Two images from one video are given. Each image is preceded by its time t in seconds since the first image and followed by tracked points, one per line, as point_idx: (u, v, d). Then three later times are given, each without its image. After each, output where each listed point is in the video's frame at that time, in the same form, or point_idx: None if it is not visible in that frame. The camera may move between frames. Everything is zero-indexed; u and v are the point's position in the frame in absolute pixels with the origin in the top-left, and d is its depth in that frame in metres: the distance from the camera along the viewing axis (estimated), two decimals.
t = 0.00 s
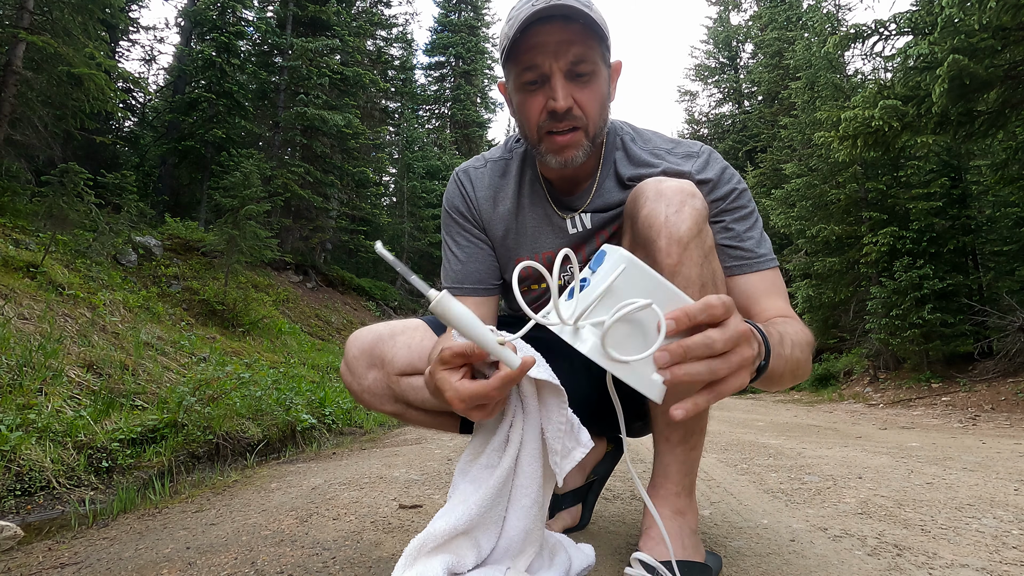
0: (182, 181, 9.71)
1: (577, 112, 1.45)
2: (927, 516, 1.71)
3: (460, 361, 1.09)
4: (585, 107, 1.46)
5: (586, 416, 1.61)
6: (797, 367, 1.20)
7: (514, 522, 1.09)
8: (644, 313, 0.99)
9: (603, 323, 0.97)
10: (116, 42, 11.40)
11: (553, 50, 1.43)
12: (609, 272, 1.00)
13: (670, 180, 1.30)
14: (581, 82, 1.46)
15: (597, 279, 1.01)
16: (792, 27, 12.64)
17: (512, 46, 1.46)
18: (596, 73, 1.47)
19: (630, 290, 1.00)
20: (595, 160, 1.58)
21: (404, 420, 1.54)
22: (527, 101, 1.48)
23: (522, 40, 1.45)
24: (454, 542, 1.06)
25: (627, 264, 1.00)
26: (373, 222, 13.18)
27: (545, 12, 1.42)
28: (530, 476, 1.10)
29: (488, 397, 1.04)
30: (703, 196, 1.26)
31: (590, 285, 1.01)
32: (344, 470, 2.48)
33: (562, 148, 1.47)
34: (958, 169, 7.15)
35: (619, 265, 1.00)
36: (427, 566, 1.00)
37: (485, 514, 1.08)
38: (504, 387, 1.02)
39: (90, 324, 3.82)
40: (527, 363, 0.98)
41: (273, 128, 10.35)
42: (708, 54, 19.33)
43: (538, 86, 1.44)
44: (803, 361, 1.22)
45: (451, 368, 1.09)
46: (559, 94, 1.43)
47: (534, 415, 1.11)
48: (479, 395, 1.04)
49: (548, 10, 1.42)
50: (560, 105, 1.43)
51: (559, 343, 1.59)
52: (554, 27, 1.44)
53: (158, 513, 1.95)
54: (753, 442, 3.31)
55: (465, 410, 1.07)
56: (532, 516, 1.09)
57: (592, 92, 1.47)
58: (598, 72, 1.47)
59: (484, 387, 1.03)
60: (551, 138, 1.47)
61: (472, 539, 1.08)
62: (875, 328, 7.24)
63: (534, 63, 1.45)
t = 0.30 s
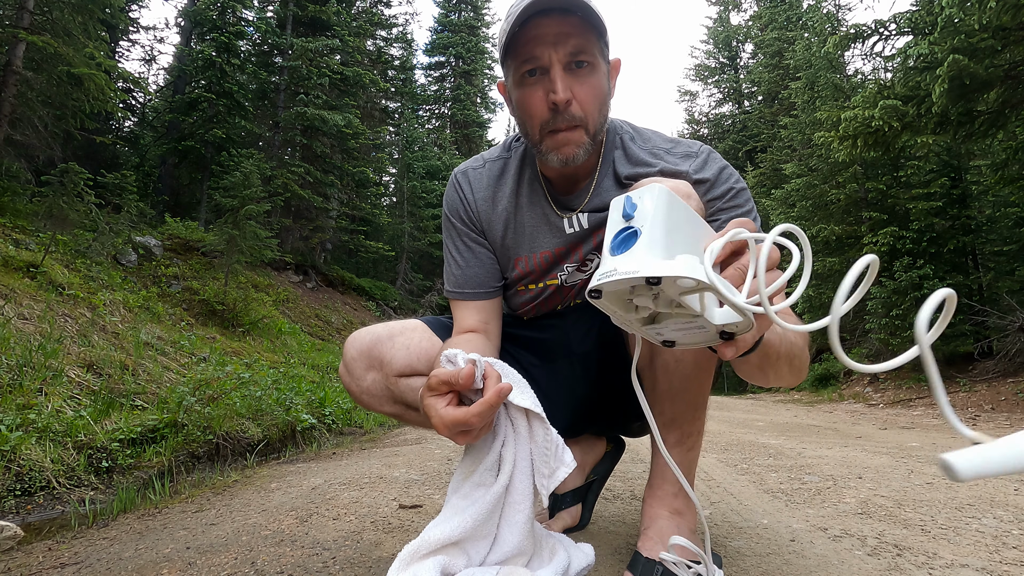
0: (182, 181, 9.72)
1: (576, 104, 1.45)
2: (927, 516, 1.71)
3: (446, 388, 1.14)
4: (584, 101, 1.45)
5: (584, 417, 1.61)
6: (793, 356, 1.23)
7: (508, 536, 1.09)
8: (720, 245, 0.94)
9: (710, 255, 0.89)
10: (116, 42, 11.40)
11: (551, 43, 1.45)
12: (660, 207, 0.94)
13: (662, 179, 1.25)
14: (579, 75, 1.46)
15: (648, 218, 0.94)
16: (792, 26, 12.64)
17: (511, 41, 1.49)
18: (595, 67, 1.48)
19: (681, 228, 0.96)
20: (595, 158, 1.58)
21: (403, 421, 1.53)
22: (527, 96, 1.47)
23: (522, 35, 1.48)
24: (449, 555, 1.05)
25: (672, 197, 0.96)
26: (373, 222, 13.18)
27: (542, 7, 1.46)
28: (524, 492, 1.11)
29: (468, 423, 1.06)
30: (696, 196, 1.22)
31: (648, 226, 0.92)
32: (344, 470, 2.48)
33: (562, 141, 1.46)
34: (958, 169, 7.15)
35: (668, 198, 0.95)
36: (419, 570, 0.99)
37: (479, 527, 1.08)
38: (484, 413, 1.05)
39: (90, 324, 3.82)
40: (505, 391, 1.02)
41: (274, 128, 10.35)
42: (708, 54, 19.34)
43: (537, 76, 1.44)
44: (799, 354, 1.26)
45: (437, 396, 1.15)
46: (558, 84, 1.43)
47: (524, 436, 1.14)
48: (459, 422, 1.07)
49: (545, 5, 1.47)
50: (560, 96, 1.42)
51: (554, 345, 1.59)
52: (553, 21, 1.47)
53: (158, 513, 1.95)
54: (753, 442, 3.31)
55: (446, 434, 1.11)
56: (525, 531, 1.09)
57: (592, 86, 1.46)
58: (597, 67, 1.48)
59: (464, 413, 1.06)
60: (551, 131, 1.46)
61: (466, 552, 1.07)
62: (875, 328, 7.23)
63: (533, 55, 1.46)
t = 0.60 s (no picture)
0: (182, 181, 9.73)
1: (576, 106, 1.45)
2: (927, 516, 1.71)
3: (446, 391, 1.13)
4: (584, 102, 1.45)
5: (584, 417, 1.61)
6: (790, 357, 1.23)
7: (508, 540, 1.09)
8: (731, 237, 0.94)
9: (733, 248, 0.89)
10: (116, 42, 11.40)
11: (551, 43, 1.45)
12: (668, 208, 0.95)
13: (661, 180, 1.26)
14: (579, 76, 1.46)
15: (660, 219, 0.94)
16: (792, 26, 12.64)
17: (510, 42, 1.49)
18: (595, 68, 1.48)
19: (689, 226, 0.97)
20: (595, 160, 1.58)
21: (403, 420, 1.53)
22: (526, 98, 1.48)
23: (521, 37, 1.48)
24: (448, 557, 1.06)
25: (675, 196, 0.98)
26: (373, 222, 13.18)
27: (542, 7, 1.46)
28: (523, 497, 1.11)
29: (468, 426, 1.07)
30: (693, 196, 1.21)
31: (658, 224, 0.94)
32: (343, 470, 2.48)
33: (562, 144, 1.46)
34: (958, 169, 7.15)
35: (673, 199, 0.97)
36: (418, 570, 0.99)
37: (479, 530, 1.08)
38: (483, 417, 1.05)
39: (90, 324, 3.82)
40: (506, 395, 1.02)
41: (273, 128, 10.34)
42: (708, 54, 19.34)
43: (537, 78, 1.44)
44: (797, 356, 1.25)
45: (437, 398, 1.14)
46: (558, 86, 1.43)
47: (525, 440, 1.14)
48: (456, 424, 1.07)
49: (545, 6, 1.46)
50: (559, 98, 1.43)
51: (554, 345, 1.60)
52: (552, 22, 1.47)
53: (158, 513, 1.95)
54: (753, 442, 3.31)
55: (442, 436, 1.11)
56: (526, 535, 1.09)
57: (592, 88, 1.46)
58: (597, 68, 1.48)
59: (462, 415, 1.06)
60: (550, 134, 1.47)
61: (466, 555, 1.07)
62: (875, 328, 7.23)
63: (532, 57, 1.46)
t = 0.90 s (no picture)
0: (182, 181, 9.74)
1: (576, 107, 1.45)
2: (927, 516, 1.71)
3: (429, 379, 1.14)
4: (583, 104, 1.45)
5: (585, 417, 1.61)
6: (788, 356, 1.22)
7: (503, 530, 1.10)
8: (710, 241, 0.91)
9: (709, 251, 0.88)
10: (116, 42, 11.40)
11: (551, 45, 1.45)
12: (644, 213, 0.95)
13: (658, 180, 1.26)
14: (579, 77, 1.46)
15: (637, 225, 0.94)
16: (792, 26, 12.65)
17: (510, 44, 1.49)
18: (594, 70, 1.48)
19: (666, 230, 0.96)
20: (595, 160, 1.59)
21: (403, 419, 1.52)
22: (525, 98, 1.48)
23: (521, 38, 1.48)
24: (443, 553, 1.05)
25: (653, 199, 0.97)
26: (373, 222, 13.18)
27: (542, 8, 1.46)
28: (514, 486, 1.11)
29: (450, 412, 1.07)
30: (692, 198, 1.22)
31: (635, 230, 0.94)
32: (343, 470, 2.48)
33: (561, 145, 1.46)
34: (958, 169, 7.15)
35: (650, 204, 0.96)
36: (415, 570, 0.99)
37: (472, 523, 1.08)
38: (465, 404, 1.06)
39: (90, 324, 3.82)
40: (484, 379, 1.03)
41: (273, 128, 10.34)
42: (708, 54, 19.32)
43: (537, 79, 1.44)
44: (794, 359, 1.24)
45: (423, 385, 1.14)
46: (557, 88, 1.43)
47: (511, 426, 1.14)
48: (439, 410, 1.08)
49: (544, 8, 1.46)
50: (558, 99, 1.43)
51: (554, 346, 1.59)
52: (551, 23, 1.47)
53: (158, 513, 1.95)
54: (754, 443, 3.30)
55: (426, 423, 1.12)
56: (520, 524, 1.09)
57: (591, 89, 1.46)
58: (596, 69, 1.48)
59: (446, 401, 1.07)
60: (549, 135, 1.47)
61: (462, 551, 1.07)
62: (875, 328, 7.23)
63: (532, 58, 1.46)
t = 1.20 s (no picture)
0: (182, 181, 9.75)
1: (576, 106, 1.44)
2: (928, 516, 1.71)
3: (420, 375, 1.15)
4: (582, 104, 1.45)
5: (585, 417, 1.61)
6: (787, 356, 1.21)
7: (499, 531, 1.09)
8: (704, 242, 0.93)
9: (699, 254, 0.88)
10: (116, 42, 11.40)
11: (551, 46, 1.45)
12: (635, 211, 0.95)
13: (658, 180, 1.25)
14: (578, 78, 1.46)
15: (627, 223, 0.94)
16: (792, 26, 12.65)
17: (510, 45, 1.49)
18: (594, 71, 1.48)
19: (657, 230, 0.96)
20: (595, 161, 1.58)
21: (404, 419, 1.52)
22: (525, 99, 1.48)
23: (521, 39, 1.48)
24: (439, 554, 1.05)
25: (644, 196, 0.97)
26: (373, 222, 13.18)
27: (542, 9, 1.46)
28: (508, 488, 1.11)
29: (437, 406, 1.07)
30: (691, 198, 1.22)
31: (627, 229, 0.93)
32: (343, 470, 2.48)
33: (561, 144, 1.46)
34: (958, 169, 7.15)
35: (641, 202, 0.95)
36: (412, 572, 0.98)
37: (468, 526, 1.08)
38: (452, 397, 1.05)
39: (90, 324, 3.82)
40: (471, 373, 1.04)
41: (274, 128, 10.34)
42: (708, 54, 19.33)
43: (537, 80, 1.43)
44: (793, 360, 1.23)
45: (412, 381, 1.15)
46: (557, 88, 1.43)
47: (501, 426, 1.14)
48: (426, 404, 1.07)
49: (545, 10, 1.46)
50: (558, 99, 1.42)
51: (554, 345, 1.59)
52: (551, 25, 1.47)
53: (158, 513, 1.95)
54: (754, 443, 3.31)
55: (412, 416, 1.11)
56: (517, 525, 1.10)
57: (590, 90, 1.46)
58: (596, 71, 1.48)
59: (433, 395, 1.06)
60: (550, 134, 1.46)
61: (458, 553, 1.07)
62: (875, 328, 7.23)
63: (532, 59, 1.46)
